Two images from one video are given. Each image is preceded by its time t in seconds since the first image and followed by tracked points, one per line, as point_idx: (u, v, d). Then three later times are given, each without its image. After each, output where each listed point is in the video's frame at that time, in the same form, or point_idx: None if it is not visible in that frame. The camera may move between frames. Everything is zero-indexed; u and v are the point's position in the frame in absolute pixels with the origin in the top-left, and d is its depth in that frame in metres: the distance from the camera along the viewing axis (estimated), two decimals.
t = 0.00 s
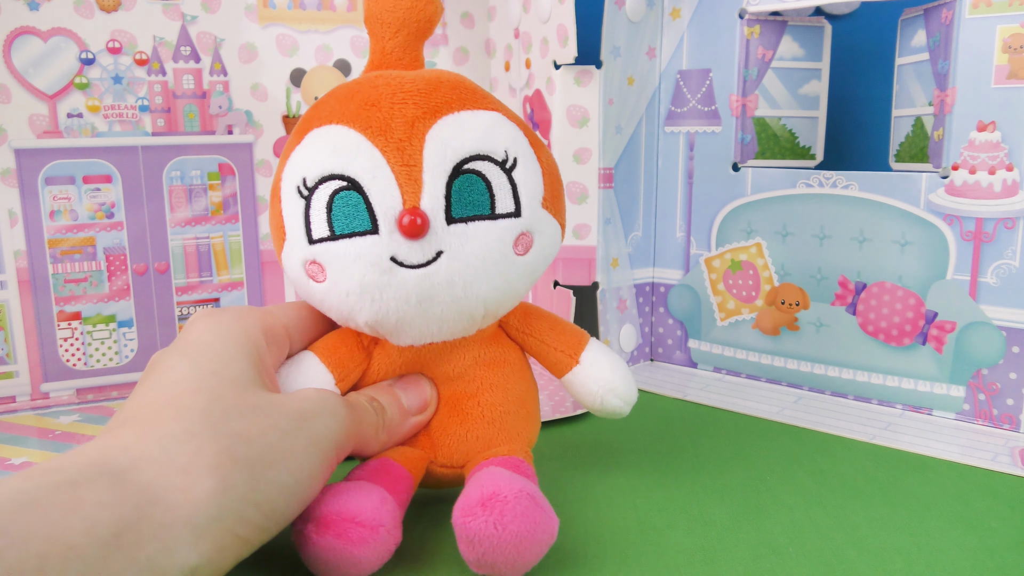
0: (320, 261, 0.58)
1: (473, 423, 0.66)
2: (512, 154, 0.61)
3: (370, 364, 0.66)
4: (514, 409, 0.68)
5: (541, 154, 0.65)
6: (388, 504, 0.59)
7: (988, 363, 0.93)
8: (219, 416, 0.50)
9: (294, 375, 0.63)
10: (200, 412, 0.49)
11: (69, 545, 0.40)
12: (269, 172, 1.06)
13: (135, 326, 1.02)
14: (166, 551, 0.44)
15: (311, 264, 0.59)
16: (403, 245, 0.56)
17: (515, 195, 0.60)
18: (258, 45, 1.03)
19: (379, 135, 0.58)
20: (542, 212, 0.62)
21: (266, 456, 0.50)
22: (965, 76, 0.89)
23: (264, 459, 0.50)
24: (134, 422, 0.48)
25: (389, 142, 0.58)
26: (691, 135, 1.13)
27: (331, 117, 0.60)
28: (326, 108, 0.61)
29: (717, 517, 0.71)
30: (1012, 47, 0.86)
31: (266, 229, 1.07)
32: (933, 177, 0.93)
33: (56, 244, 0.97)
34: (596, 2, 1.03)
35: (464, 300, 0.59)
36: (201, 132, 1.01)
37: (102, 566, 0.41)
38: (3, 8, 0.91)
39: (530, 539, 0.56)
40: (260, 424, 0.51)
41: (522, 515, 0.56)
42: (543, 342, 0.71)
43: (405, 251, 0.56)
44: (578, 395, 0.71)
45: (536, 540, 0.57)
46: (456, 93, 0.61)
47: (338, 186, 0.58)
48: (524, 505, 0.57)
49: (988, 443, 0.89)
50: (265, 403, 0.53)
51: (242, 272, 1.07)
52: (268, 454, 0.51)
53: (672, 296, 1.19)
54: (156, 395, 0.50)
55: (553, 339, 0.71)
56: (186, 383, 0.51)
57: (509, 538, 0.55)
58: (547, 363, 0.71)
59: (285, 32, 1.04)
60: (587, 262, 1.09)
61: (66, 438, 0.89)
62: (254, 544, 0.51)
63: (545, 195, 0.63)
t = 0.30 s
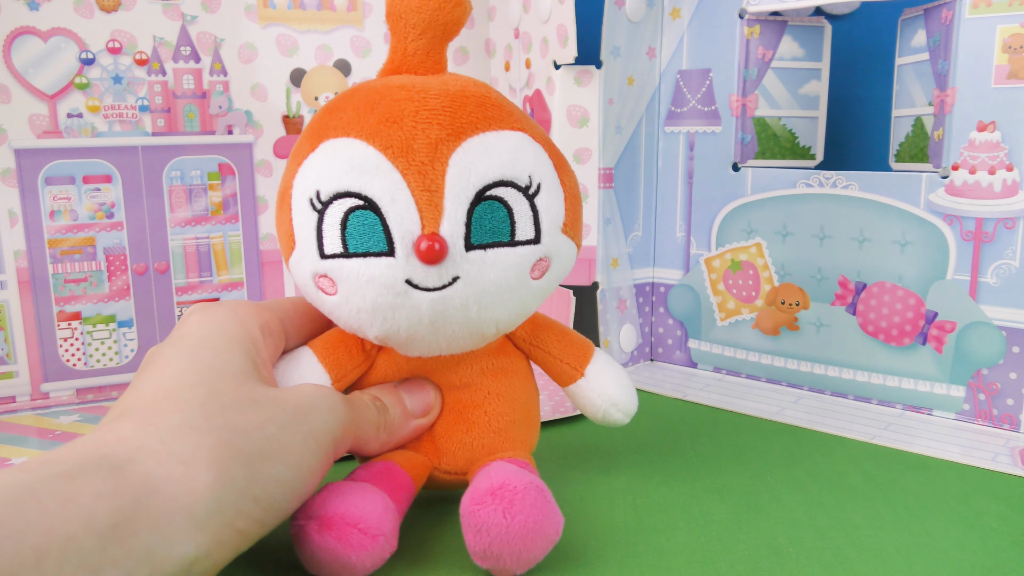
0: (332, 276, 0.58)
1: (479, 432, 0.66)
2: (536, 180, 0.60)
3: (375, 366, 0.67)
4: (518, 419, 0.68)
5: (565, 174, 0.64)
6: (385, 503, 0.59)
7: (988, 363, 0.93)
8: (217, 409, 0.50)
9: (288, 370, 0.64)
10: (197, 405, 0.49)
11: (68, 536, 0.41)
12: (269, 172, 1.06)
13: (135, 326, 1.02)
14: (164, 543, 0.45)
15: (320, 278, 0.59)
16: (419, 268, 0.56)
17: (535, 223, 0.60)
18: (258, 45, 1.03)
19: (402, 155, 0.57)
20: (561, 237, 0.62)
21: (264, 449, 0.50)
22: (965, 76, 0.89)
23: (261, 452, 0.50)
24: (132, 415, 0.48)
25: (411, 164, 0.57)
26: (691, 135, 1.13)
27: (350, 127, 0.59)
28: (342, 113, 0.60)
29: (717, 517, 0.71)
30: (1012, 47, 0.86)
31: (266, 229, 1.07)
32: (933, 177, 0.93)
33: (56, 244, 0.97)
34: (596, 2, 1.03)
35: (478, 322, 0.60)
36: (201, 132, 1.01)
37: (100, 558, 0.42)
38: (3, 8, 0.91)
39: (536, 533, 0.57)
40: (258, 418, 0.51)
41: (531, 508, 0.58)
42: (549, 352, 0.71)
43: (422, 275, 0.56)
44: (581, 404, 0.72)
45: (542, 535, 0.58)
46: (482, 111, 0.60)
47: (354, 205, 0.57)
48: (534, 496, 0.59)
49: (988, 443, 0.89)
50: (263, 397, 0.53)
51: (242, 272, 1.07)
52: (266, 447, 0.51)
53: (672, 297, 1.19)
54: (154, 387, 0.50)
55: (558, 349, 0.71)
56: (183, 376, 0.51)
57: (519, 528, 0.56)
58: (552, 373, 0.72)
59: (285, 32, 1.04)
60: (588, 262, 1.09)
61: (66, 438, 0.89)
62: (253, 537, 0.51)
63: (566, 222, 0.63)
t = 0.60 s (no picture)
0: (329, 272, 0.58)
1: (469, 432, 0.66)
2: (532, 180, 0.61)
3: (365, 366, 0.66)
4: (509, 420, 0.68)
5: (558, 177, 0.65)
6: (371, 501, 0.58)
7: (988, 363, 0.93)
8: (202, 412, 0.50)
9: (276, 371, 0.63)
10: (183, 408, 0.49)
11: (54, 540, 0.41)
12: (269, 172, 1.06)
13: (135, 326, 1.02)
14: (151, 545, 0.44)
15: (318, 274, 0.59)
16: (416, 264, 0.56)
17: (529, 223, 0.61)
18: (258, 45, 1.03)
19: (401, 154, 0.57)
20: (554, 237, 0.63)
21: (249, 453, 0.50)
22: (964, 76, 0.89)
23: (247, 455, 0.50)
24: (118, 419, 0.48)
25: (410, 162, 0.57)
26: (691, 135, 1.13)
27: (349, 127, 0.59)
28: (342, 113, 0.61)
29: (717, 517, 0.71)
30: (1013, 47, 0.86)
31: (266, 228, 1.07)
32: (933, 177, 0.93)
33: (56, 244, 0.97)
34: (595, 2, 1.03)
35: (473, 318, 0.60)
36: (201, 132, 1.01)
37: (86, 561, 0.42)
38: (3, 8, 0.91)
39: (532, 530, 0.57)
40: (243, 421, 0.51)
41: (529, 507, 0.58)
42: (541, 356, 0.72)
43: (419, 271, 0.57)
44: (569, 407, 0.72)
45: (535, 533, 0.58)
46: (479, 114, 0.61)
47: (351, 201, 0.57)
48: (533, 497, 0.59)
49: (988, 443, 0.89)
50: (249, 400, 0.53)
51: (241, 272, 1.07)
52: (252, 450, 0.51)
53: (671, 297, 1.19)
54: (139, 391, 0.50)
55: (550, 352, 0.72)
56: (168, 379, 0.51)
57: (517, 528, 0.57)
58: (542, 376, 0.72)
59: (285, 32, 1.04)
60: (587, 262, 1.10)
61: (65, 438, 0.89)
62: (239, 540, 0.51)
63: (558, 223, 0.64)
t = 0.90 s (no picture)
0: (347, 241, 0.58)
1: (484, 419, 0.66)
2: (534, 150, 0.64)
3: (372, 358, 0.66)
4: (519, 405, 0.68)
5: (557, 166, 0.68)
6: (392, 507, 0.58)
7: (988, 362, 0.93)
8: (199, 413, 0.50)
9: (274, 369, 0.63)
10: (179, 409, 0.49)
11: (48, 544, 0.42)
12: (268, 172, 1.06)
13: (135, 326, 1.02)
14: (146, 548, 0.45)
15: (337, 245, 0.58)
16: (434, 225, 0.58)
17: (535, 189, 0.63)
18: (258, 45, 1.03)
19: (417, 119, 0.59)
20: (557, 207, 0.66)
21: (247, 453, 0.50)
22: (964, 76, 0.89)
23: (244, 455, 0.50)
24: (115, 421, 0.48)
25: (427, 127, 0.59)
26: (691, 135, 1.13)
27: (364, 101, 0.61)
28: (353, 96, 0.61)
29: (717, 517, 0.71)
30: (1012, 47, 0.86)
31: (266, 228, 1.07)
32: (933, 177, 0.93)
33: (56, 244, 0.97)
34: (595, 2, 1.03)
35: (487, 283, 0.61)
36: (201, 132, 1.01)
37: (81, 564, 0.42)
38: (3, 8, 0.91)
39: (563, 541, 0.58)
40: (241, 420, 0.51)
41: (566, 520, 0.58)
42: (544, 338, 0.73)
43: (437, 232, 0.58)
44: (571, 387, 0.73)
45: (565, 543, 0.58)
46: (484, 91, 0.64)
47: (371, 166, 0.58)
48: (568, 506, 0.58)
49: (988, 443, 0.89)
50: (247, 400, 0.53)
51: (241, 272, 1.06)
52: (249, 450, 0.50)
53: (672, 297, 1.19)
54: (137, 391, 0.50)
55: (552, 334, 0.73)
56: (166, 379, 0.51)
57: (549, 538, 0.56)
58: (545, 359, 0.73)
59: (285, 32, 1.04)
60: (587, 262, 1.09)
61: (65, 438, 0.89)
62: (240, 539, 0.51)
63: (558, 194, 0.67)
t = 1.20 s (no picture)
0: (329, 269, 0.58)
1: (469, 430, 0.66)
2: (530, 175, 0.62)
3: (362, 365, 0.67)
4: (507, 415, 0.68)
5: (554, 172, 0.66)
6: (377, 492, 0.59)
7: (988, 363, 0.93)
8: (197, 410, 0.50)
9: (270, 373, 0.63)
10: (177, 406, 0.49)
11: (47, 538, 0.40)
12: (269, 172, 1.06)
13: (135, 326, 1.02)
14: (146, 543, 0.44)
15: (319, 271, 0.59)
16: (417, 260, 0.57)
17: (529, 216, 0.61)
18: (258, 45, 1.03)
19: (402, 148, 0.58)
20: (553, 232, 0.64)
21: (245, 450, 0.50)
22: (964, 77, 0.89)
23: (241, 453, 0.50)
24: (112, 419, 0.48)
25: (413, 156, 0.58)
26: (691, 135, 1.13)
27: (351, 121, 0.59)
28: (344, 109, 0.60)
29: (717, 516, 0.71)
30: (1013, 47, 0.86)
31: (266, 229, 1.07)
32: (933, 177, 0.93)
33: (56, 244, 0.97)
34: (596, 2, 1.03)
35: (472, 314, 0.60)
36: (201, 132, 1.01)
37: (81, 558, 0.41)
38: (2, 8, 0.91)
39: (537, 526, 0.58)
40: (237, 418, 0.51)
41: (532, 501, 0.59)
42: (534, 350, 0.72)
43: (419, 267, 0.57)
44: (563, 402, 0.73)
45: (544, 527, 0.58)
46: (480, 108, 0.62)
47: (354, 197, 0.57)
48: (535, 490, 0.60)
49: (988, 443, 0.89)
50: (244, 398, 0.53)
51: (242, 272, 1.07)
52: (247, 447, 0.50)
53: (671, 297, 1.19)
54: (133, 390, 0.50)
55: (544, 347, 0.72)
56: (162, 378, 0.51)
57: (521, 522, 0.57)
58: (535, 371, 0.72)
59: (285, 32, 1.04)
60: (587, 262, 1.09)
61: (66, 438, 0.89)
62: (238, 537, 0.50)
63: (555, 219, 0.64)
